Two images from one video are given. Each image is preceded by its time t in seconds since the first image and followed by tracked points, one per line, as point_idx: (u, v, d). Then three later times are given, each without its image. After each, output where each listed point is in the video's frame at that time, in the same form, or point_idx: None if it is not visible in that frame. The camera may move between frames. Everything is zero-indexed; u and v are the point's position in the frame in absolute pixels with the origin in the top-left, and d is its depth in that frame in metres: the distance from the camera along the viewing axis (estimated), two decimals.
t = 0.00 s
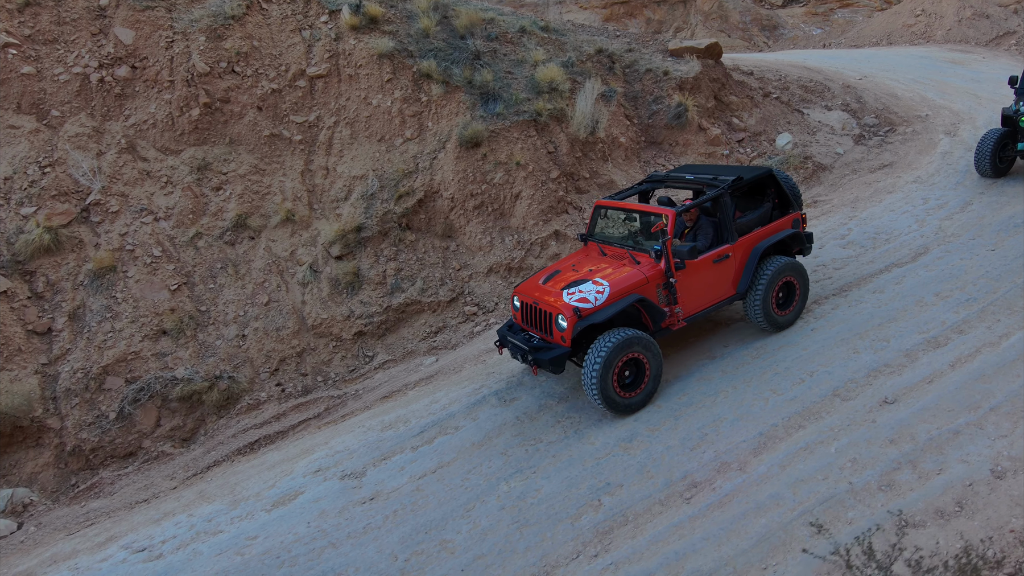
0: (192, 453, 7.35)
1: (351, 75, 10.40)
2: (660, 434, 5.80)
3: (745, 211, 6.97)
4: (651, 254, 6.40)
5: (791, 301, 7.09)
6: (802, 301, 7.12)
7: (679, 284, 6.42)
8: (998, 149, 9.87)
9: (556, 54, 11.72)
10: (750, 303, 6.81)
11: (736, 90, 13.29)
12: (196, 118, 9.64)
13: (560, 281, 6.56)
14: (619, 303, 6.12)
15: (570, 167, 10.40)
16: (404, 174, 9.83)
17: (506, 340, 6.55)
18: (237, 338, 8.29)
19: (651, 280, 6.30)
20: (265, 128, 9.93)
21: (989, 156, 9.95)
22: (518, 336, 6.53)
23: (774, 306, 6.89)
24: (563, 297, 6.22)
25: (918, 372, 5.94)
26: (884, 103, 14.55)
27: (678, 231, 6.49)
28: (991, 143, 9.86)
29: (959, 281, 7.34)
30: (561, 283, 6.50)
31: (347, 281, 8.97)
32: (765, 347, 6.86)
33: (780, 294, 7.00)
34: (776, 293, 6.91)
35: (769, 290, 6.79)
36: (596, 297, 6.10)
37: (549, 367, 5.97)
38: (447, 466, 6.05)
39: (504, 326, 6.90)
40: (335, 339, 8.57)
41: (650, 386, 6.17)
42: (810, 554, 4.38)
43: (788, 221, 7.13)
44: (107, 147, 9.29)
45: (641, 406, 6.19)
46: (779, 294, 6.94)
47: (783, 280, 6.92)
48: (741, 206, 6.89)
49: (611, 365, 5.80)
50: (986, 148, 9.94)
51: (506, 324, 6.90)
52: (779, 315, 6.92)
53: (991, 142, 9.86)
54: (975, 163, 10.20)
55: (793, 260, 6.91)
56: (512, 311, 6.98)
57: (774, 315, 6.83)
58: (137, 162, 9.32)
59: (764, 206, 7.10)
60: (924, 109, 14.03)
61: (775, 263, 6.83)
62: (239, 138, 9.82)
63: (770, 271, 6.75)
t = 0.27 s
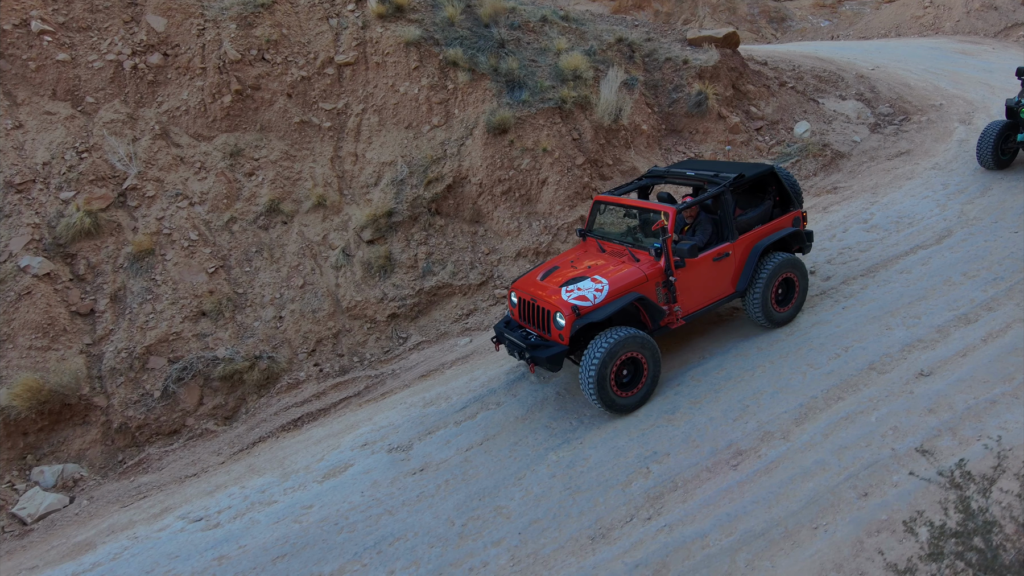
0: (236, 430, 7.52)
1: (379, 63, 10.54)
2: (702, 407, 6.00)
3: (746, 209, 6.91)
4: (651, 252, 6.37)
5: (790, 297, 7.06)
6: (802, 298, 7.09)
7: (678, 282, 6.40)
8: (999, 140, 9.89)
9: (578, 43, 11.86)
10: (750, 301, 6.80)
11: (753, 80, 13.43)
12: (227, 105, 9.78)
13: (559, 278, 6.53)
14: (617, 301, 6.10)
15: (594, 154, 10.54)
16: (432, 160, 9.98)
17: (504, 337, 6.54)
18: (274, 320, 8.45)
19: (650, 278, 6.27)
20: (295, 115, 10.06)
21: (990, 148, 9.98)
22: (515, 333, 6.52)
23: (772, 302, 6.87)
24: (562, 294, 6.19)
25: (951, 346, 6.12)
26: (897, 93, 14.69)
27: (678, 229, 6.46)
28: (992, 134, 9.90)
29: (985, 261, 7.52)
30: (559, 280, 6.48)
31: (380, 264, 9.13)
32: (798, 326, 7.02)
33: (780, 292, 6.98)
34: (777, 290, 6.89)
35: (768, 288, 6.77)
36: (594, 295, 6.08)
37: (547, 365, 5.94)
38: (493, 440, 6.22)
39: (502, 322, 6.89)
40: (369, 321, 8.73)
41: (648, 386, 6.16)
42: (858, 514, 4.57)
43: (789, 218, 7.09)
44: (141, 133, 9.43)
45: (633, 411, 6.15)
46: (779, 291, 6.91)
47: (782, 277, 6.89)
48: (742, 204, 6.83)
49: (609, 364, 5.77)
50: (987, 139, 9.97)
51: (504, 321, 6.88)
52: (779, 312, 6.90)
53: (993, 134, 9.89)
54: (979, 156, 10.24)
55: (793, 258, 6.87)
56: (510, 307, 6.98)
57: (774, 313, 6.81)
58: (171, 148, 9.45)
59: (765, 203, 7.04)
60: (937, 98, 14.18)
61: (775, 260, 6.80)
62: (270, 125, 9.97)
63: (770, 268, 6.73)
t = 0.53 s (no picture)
0: (280, 408, 7.71)
1: (407, 52, 10.70)
2: (742, 381, 6.18)
3: (744, 205, 6.99)
4: (650, 248, 6.40)
5: (790, 294, 7.06)
6: (802, 293, 7.10)
7: (677, 279, 6.42)
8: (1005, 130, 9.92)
9: (601, 34, 12.02)
10: (750, 297, 6.80)
11: (771, 71, 13.59)
12: (261, 93, 9.95)
13: (557, 275, 6.54)
14: (617, 298, 6.10)
15: (619, 142, 10.68)
16: (462, 148, 10.16)
17: (503, 335, 6.54)
18: (312, 302, 8.64)
19: (649, 275, 6.29)
20: (326, 103, 10.24)
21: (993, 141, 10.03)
22: (514, 332, 6.52)
23: (773, 298, 6.88)
24: (561, 292, 6.20)
25: (984, 322, 6.30)
26: (912, 84, 14.84)
27: (677, 225, 6.49)
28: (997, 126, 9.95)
29: (1011, 243, 7.69)
30: (558, 278, 6.49)
31: (413, 249, 9.31)
32: (830, 305, 7.19)
33: (780, 287, 6.98)
34: (777, 285, 6.89)
35: (768, 283, 6.78)
36: (594, 293, 6.08)
37: (546, 363, 5.95)
38: (537, 414, 6.42)
39: (501, 321, 6.89)
40: (404, 304, 8.92)
41: (648, 384, 6.16)
42: (904, 476, 4.76)
43: (787, 214, 7.15)
44: (177, 120, 9.60)
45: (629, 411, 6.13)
46: (779, 287, 6.92)
47: (782, 272, 6.90)
48: (740, 200, 6.93)
49: (609, 362, 5.77)
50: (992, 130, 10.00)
51: (502, 320, 6.89)
52: (779, 307, 6.91)
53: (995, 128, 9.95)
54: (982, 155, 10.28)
55: (793, 253, 6.90)
56: (509, 305, 6.98)
57: (774, 308, 6.82)
58: (207, 135, 9.62)
59: (762, 199, 7.13)
60: (952, 89, 14.34)
61: (774, 255, 6.82)
62: (302, 113, 10.14)
63: (770, 263, 6.75)
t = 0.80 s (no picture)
0: (324, 388, 7.93)
1: (437, 44, 10.92)
2: (781, 357, 6.40)
3: (742, 202, 6.99)
4: (648, 246, 6.39)
5: (790, 291, 7.05)
6: (802, 290, 7.09)
7: (676, 276, 6.42)
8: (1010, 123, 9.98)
9: (624, 27, 12.24)
10: (750, 294, 6.80)
11: (788, 64, 13.79)
12: (296, 84, 10.17)
13: (556, 274, 6.54)
14: (615, 296, 6.09)
15: (645, 133, 10.88)
16: (492, 138, 10.37)
17: (503, 335, 6.55)
18: (351, 287, 8.86)
19: (648, 272, 6.28)
20: (359, 94, 10.45)
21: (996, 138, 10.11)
22: (514, 331, 6.52)
23: (773, 295, 6.87)
24: (560, 290, 6.19)
25: (1014, 301, 6.51)
26: (926, 78, 15.04)
27: (675, 222, 6.49)
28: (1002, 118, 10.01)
29: None
30: (557, 276, 6.48)
31: (447, 236, 9.53)
32: (861, 286, 7.39)
33: (780, 284, 6.97)
34: (777, 282, 6.89)
35: (768, 280, 6.78)
36: (592, 290, 6.07)
37: (546, 361, 5.95)
38: (580, 390, 6.63)
39: (500, 320, 6.89)
40: (439, 289, 9.13)
41: (648, 382, 6.15)
42: (947, 442, 4.98)
43: (787, 211, 7.16)
44: (215, 110, 9.81)
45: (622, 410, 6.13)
46: (779, 284, 6.92)
47: (781, 269, 6.90)
48: (739, 197, 6.93)
49: (608, 359, 5.76)
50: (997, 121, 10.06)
51: (502, 319, 6.90)
52: (779, 305, 6.91)
53: (997, 124, 10.04)
54: (983, 152, 10.34)
55: (792, 250, 6.89)
56: (508, 305, 6.98)
57: (774, 306, 6.82)
58: (244, 125, 9.84)
59: (762, 197, 7.13)
60: (966, 83, 14.54)
61: (773, 252, 6.81)
62: (335, 104, 10.36)
63: (769, 261, 6.74)
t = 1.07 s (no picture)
0: (367, 370, 8.17)
1: (466, 40, 11.18)
2: (818, 337, 6.62)
3: (743, 203, 7.03)
4: (649, 248, 6.44)
5: (791, 292, 7.08)
6: (803, 290, 7.12)
7: (677, 277, 6.47)
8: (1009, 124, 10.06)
9: (647, 24, 12.49)
10: (751, 294, 6.83)
11: (806, 61, 14.02)
12: (331, 78, 10.43)
13: (557, 276, 6.60)
14: (617, 297, 6.15)
15: (669, 126, 11.13)
16: (521, 130, 10.62)
17: (505, 336, 6.62)
18: (389, 274, 9.10)
19: (649, 273, 6.34)
20: (391, 88, 10.71)
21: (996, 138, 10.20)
22: (516, 332, 6.60)
23: (774, 296, 6.90)
24: (561, 291, 6.26)
25: None
26: (939, 75, 15.28)
27: (676, 223, 6.54)
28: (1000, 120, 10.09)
29: None
30: (559, 278, 6.55)
31: (480, 225, 9.77)
32: (891, 271, 7.60)
33: (781, 285, 7.00)
34: (778, 283, 6.91)
35: (769, 281, 6.81)
36: (594, 291, 6.13)
37: (547, 362, 6.02)
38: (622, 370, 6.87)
39: (502, 321, 6.98)
40: (474, 277, 9.36)
41: (649, 383, 6.18)
42: (986, 411, 5.21)
43: (788, 211, 7.19)
44: (253, 103, 10.06)
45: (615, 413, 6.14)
46: (780, 285, 6.95)
47: (782, 270, 6.93)
48: (739, 198, 6.96)
49: (608, 361, 5.82)
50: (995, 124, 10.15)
51: (504, 320, 6.97)
52: (780, 305, 6.94)
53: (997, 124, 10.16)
54: (983, 153, 10.48)
55: (793, 251, 6.93)
56: (511, 306, 7.06)
57: (775, 306, 6.85)
58: (281, 117, 10.09)
59: (762, 197, 7.17)
60: (979, 80, 14.79)
61: (774, 253, 6.85)
62: (368, 97, 10.62)
63: (770, 261, 6.78)
